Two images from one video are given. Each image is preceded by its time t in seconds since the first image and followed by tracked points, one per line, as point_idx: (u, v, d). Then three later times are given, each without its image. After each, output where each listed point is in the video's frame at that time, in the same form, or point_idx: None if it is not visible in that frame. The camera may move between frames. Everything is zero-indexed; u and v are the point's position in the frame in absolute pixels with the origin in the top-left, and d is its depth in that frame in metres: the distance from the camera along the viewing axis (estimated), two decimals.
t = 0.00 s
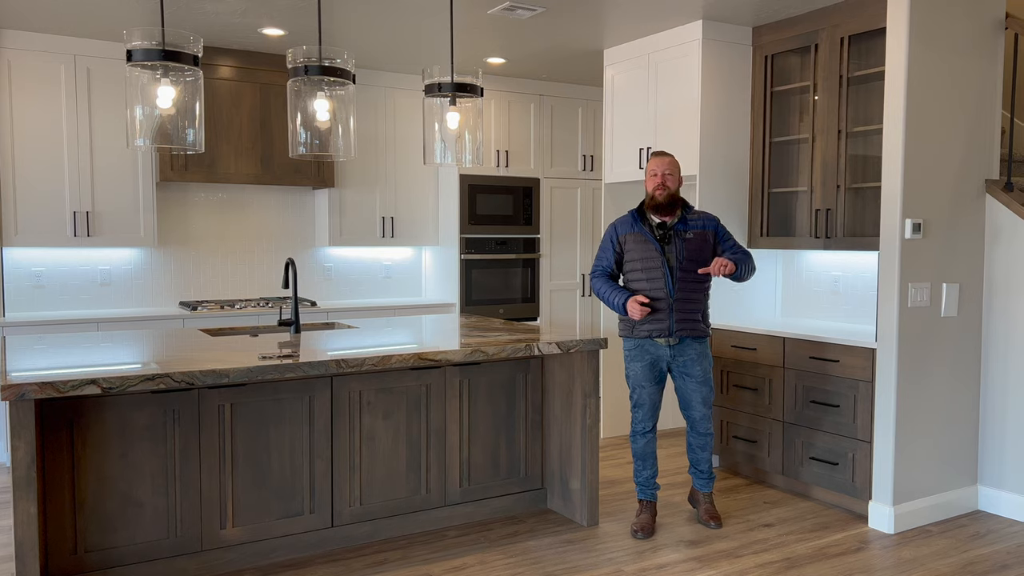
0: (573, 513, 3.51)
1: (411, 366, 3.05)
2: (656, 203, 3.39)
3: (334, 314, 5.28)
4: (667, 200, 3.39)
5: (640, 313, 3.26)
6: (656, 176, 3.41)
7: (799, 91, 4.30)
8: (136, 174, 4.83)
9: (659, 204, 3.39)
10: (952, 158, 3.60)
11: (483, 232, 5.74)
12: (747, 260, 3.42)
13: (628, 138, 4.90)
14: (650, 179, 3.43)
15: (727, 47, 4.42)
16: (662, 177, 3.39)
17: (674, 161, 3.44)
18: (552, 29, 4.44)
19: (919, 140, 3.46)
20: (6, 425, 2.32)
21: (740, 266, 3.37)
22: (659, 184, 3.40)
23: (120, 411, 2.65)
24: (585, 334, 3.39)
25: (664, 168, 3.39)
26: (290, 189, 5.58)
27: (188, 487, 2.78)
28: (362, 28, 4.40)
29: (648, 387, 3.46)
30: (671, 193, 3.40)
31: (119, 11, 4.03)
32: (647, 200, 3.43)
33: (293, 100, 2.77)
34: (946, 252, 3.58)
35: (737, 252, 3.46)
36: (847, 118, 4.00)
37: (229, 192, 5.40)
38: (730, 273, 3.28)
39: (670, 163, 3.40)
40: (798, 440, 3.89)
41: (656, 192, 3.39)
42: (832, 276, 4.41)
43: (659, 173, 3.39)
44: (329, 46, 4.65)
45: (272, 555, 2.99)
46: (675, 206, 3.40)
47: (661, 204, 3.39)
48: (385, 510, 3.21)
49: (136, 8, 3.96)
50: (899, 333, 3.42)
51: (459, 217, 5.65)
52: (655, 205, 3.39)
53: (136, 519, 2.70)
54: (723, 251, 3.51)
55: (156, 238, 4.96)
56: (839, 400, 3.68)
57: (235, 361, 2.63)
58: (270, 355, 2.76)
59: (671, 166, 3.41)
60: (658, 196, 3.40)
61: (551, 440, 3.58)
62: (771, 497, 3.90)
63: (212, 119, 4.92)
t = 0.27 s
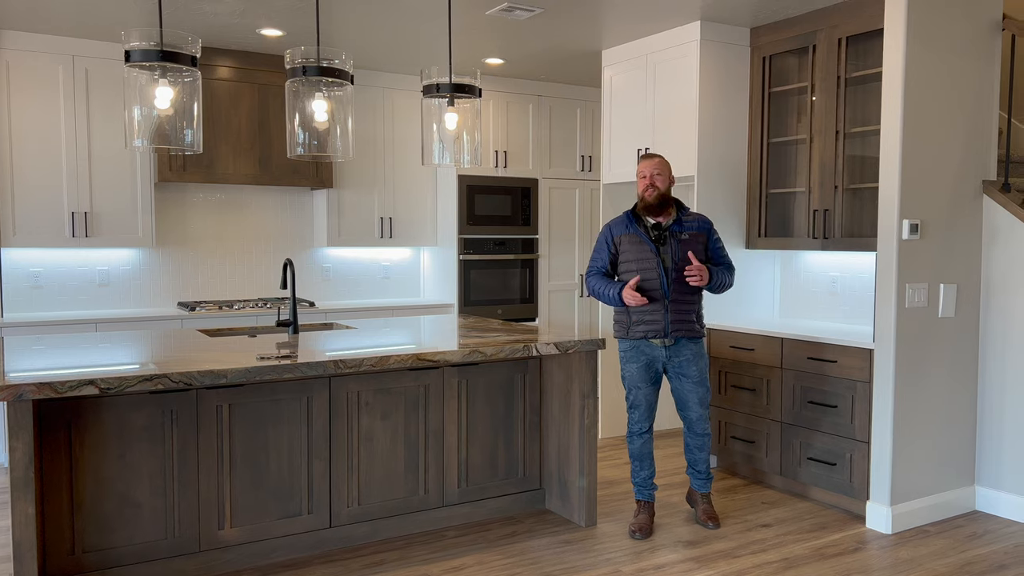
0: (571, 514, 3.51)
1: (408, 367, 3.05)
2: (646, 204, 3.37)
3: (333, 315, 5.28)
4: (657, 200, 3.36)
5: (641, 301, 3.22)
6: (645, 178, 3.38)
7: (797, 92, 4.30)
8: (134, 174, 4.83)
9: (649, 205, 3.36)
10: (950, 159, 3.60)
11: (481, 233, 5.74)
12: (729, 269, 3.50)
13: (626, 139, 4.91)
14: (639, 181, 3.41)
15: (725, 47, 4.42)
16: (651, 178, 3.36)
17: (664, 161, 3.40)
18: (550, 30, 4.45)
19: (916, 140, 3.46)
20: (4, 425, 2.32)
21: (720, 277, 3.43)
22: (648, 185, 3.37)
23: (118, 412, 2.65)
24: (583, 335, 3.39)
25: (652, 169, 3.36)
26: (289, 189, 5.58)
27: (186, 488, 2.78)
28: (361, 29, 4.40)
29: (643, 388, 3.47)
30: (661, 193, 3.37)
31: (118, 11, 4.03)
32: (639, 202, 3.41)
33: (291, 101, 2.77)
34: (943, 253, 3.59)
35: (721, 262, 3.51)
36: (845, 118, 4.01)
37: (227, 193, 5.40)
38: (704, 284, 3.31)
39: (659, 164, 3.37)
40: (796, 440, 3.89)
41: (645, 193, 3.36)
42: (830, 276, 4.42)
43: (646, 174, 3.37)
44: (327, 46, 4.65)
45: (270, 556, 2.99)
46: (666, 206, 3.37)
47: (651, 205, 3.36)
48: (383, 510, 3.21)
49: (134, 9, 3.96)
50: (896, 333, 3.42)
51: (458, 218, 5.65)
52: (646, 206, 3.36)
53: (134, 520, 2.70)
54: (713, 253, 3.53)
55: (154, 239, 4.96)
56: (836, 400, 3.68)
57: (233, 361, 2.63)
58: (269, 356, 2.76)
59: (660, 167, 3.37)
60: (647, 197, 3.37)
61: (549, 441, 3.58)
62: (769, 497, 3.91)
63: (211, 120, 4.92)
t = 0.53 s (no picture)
0: (570, 514, 3.51)
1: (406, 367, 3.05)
2: (639, 206, 3.39)
3: (331, 315, 5.28)
4: (649, 203, 3.38)
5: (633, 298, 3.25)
6: (636, 181, 3.40)
7: (796, 92, 4.30)
8: (133, 174, 4.82)
9: (642, 207, 3.38)
10: (948, 159, 3.61)
11: (480, 233, 5.74)
12: (726, 269, 3.49)
13: (625, 139, 4.91)
14: (631, 184, 3.42)
15: (724, 48, 4.43)
16: (642, 182, 3.38)
17: (653, 162, 3.41)
18: (549, 31, 4.45)
19: (915, 141, 3.47)
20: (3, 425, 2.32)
21: (719, 277, 3.43)
22: (640, 189, 3.39)
23: (117, 412, 2.65)
24: (582, 335, 3.39)
25: (642, 172, 3.37)
26: (288, 190, 5.58)
27: (185, 488, 2.78)
28: (360, 29, 4.40)
29: (639, 388, 3.47)
30: (653, 196, 3.39)
31: (116, 11, 4.03)
32: (632, 205, 3.43)
33: (290, 101, 2.77)
34: (941, 253, 3.59)
35: (718, 262, 3.51)
36: (844, 119, 4.01)
37: (226, 193, 5.40)
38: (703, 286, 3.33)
39: (648, 166, 3.38)
40: (795, 440, 3.90)
41: (638, 197, 3.38)
42: (828, 277, 4.43)
43: (636, 178, 3.38)
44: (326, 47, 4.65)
45: (269, 556, 2.99)
46: (660, 207, 3.39)
47: (643, 207, 3.38)
48: (382, 510, 3.21)
49: (133, 9, 3.96)
50: (895, 334, 3.43)
51: (457, 219, 5.65)
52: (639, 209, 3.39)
53: (133, 521, 2.70)
54: (708, 253, 3.53)
55: (153, 239, 4.96)
56: (835, 401, 3.69)
57: (232, 362, 2.64)
58: (268, 356, 2.77)
59: (650, 169, 3.38)
60: (641, 201, 3.39)
61: (548, 441, 3.58)
62: (768, 497, 3.91)
63: (210, 120, 4.92)
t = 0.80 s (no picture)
0: (570, 514, 3.51)
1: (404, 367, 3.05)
2: (634, 208, 3.38)
3: (331, 315, 5.28)
4: (643, 204, 3.37)
5: (626, 304, 3.24)
6: (629, 182, 3.39)
7: (795, 93, 4.31)
8: (132, 174, 4.82)
9: (637, 209, 3.37)
10: (947, 159, 3.61)
11: (480, 233, 5.74)
12: (722, 269, 3.49)
13: (624, 139, 4.91)
14: (624, 185, 3.41)
15: (723, 48, 4.43)
16: (635, 183, 3.36)
17: (646, 162, 3.37)
18: (548, 31, 4.45)
19: (914, 141, 3.47)
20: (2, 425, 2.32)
21: (713, 278, 3.43)
22: (633, 190, 3.37)
23: (117, 412, 2.65)
24: (581, 335, 3.39)
25: (635, 173, 3.35)
26: (288, 190, 5.59)
27: (184, 488, 2.78)
28: (359, 30, 4.40)
29: (637, 388, 3.48)
30: (648, 197, 3.37)
31: (115, 12, 4.03)
32: (626, 206, 3.42)
33: (290, 101, 2.77)
34: (940, 253, 3.59)
35: (714, 260, 3.50)
36: (843, 119, 4.02)
37: (226, 193, 5.40)
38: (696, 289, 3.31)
39: (641, 166, 3.35)
40: (794, 440, 3.90)
41: (632, 198, 3.37)
42: (827, 277, 4.43)
43: (629, 179, 3.37)
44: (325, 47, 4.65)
45: (268, 556, 2.99)
46: (654, 208, 3.38)
47: (638, 209, 3.38)
48: (381, 510, 3.21)
49: (132, 9, 3.96)
50: (894, 334, 3.43)
51: (456, 219, 5.65)
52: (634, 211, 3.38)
53: (133, 521, 2.70)
54: (704, 253, 3.53)
55: (153, 239, 4.96)
56: (834, 401, 3.69)
57: (232, 361, 2.64)
58: (267, 356, 2.77)
59: (643, 170, 3.36)
60: (635, 202, 3.38)
61: (547, 441, 3.58)
62: (767, 497, 3.91)
63: (209, 121, 4.92)
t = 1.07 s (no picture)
0: (570, 514, 3.51)
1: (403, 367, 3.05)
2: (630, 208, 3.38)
3: (330, 315, 5.28)
4: (640, 204, 3.37)
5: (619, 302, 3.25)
6: (625, 182, 3.39)
7: (795, 93, 4.31)
8: (132, 174, 4.82)
9: (635, 209, 3.38)
10: (947, 159, 3.61)
11: (480, 233, 5.74)
12: (720, 268, 3.47)
13: (624, 139, 4.91)
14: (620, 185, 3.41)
15: (723, 48, 4.43)
16: (631, 183, 3.36)
17: (643, 162, 3.38)
18: (549, 31, 4.45)
19: (914, 141, 3.47)
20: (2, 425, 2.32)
21: (712, 277, 3.41)
22: (630, 190, 3.37)
23: (117, 412, 2.65)
24: (581, 335, 3.40)
25: (631, 173, 3.35)
26: (288, 189, 5.59)
27: (184, 487, 2.78)
28: (359, 29, 4.40)
29: (635, 388, 3.48)
30: (644, 197, 3.38)
31: (115, 11, 4.03)
32: (624, 206, 3.42)
33: (290, 101, 2.77)
34: (940, 253, 3.59)
35: (712, 260, 3.49)
36: (843, 119, 4.02)
37: (225, 192, 5.40)
38: (693, 289, 3.30)
39: (637, 167, 3.36)
40: (794, 440, 3.90)
41: (628, 198, 3.38)
42: (827, 277, 4.43)
43: (626, 179, 3.37)
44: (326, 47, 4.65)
45: (268, 556, 2.99)
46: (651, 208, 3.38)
47: (635, 209, 3.38)
48: (380, 510, 3.21)
49: (132, 9, 3.97)
50: (894, 334, 3.43)
51: (456, 219, 5.64)
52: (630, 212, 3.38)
53: (132, 520, 2.70)
54: (702, 252, 3.52)
55: (153, 239, 4.96)
56: (834, 401, 3.69)
57: (232, 361, 2.64)
58: (267, 356, 2.77)
59: (639, 170, 3.37)
60: (631, 202, 3.38)
61: (547, 441, 3.59)
62: (767, 497, 3.91)
63: (209, 120, 4.92)
